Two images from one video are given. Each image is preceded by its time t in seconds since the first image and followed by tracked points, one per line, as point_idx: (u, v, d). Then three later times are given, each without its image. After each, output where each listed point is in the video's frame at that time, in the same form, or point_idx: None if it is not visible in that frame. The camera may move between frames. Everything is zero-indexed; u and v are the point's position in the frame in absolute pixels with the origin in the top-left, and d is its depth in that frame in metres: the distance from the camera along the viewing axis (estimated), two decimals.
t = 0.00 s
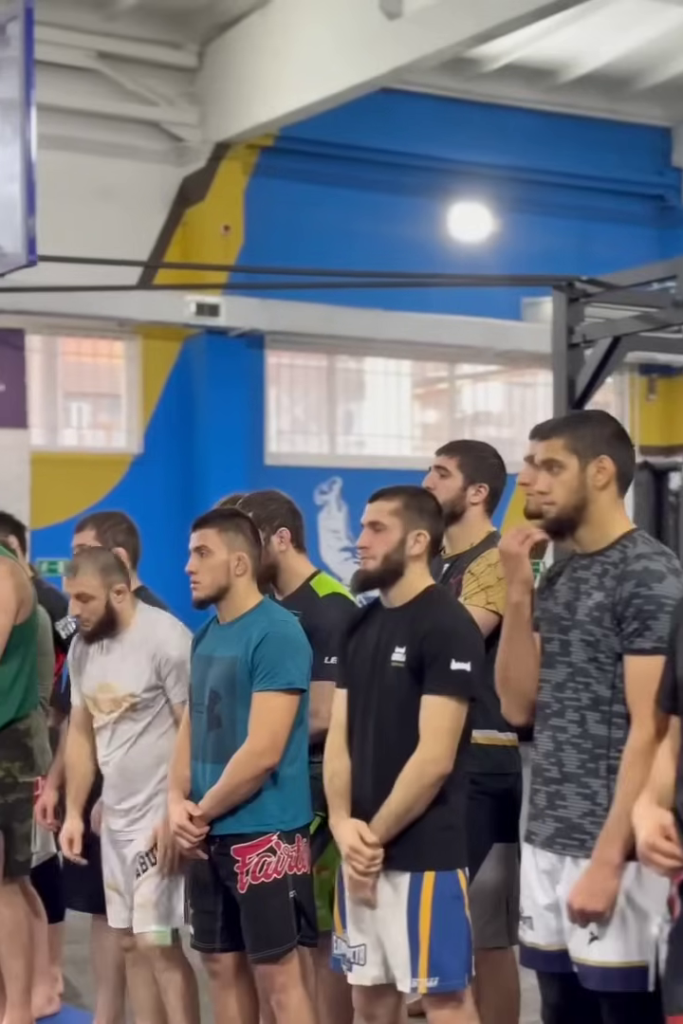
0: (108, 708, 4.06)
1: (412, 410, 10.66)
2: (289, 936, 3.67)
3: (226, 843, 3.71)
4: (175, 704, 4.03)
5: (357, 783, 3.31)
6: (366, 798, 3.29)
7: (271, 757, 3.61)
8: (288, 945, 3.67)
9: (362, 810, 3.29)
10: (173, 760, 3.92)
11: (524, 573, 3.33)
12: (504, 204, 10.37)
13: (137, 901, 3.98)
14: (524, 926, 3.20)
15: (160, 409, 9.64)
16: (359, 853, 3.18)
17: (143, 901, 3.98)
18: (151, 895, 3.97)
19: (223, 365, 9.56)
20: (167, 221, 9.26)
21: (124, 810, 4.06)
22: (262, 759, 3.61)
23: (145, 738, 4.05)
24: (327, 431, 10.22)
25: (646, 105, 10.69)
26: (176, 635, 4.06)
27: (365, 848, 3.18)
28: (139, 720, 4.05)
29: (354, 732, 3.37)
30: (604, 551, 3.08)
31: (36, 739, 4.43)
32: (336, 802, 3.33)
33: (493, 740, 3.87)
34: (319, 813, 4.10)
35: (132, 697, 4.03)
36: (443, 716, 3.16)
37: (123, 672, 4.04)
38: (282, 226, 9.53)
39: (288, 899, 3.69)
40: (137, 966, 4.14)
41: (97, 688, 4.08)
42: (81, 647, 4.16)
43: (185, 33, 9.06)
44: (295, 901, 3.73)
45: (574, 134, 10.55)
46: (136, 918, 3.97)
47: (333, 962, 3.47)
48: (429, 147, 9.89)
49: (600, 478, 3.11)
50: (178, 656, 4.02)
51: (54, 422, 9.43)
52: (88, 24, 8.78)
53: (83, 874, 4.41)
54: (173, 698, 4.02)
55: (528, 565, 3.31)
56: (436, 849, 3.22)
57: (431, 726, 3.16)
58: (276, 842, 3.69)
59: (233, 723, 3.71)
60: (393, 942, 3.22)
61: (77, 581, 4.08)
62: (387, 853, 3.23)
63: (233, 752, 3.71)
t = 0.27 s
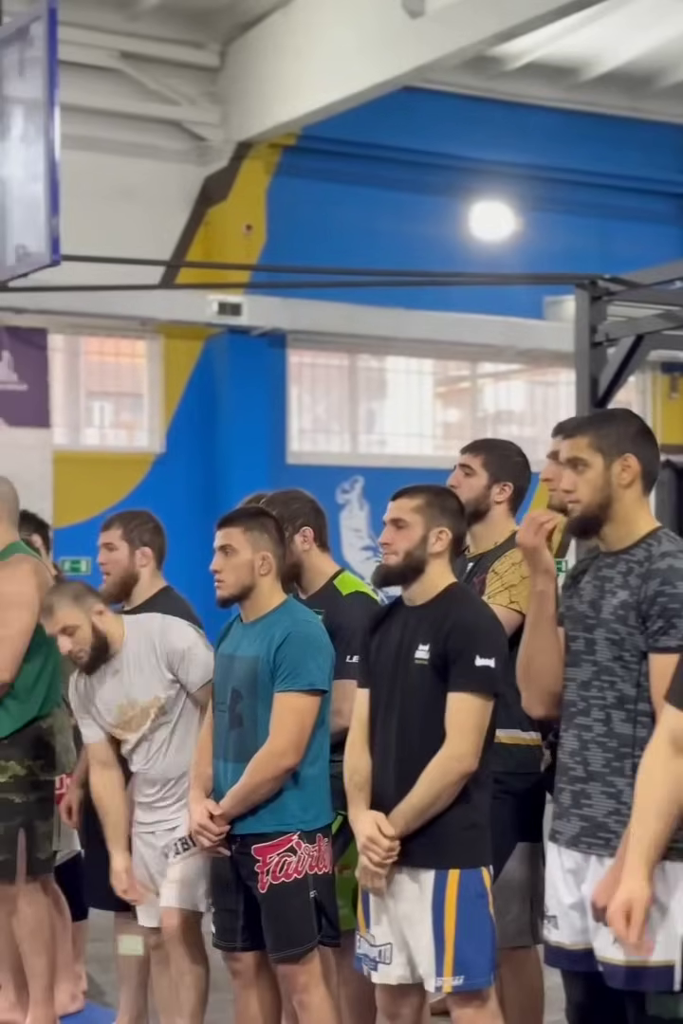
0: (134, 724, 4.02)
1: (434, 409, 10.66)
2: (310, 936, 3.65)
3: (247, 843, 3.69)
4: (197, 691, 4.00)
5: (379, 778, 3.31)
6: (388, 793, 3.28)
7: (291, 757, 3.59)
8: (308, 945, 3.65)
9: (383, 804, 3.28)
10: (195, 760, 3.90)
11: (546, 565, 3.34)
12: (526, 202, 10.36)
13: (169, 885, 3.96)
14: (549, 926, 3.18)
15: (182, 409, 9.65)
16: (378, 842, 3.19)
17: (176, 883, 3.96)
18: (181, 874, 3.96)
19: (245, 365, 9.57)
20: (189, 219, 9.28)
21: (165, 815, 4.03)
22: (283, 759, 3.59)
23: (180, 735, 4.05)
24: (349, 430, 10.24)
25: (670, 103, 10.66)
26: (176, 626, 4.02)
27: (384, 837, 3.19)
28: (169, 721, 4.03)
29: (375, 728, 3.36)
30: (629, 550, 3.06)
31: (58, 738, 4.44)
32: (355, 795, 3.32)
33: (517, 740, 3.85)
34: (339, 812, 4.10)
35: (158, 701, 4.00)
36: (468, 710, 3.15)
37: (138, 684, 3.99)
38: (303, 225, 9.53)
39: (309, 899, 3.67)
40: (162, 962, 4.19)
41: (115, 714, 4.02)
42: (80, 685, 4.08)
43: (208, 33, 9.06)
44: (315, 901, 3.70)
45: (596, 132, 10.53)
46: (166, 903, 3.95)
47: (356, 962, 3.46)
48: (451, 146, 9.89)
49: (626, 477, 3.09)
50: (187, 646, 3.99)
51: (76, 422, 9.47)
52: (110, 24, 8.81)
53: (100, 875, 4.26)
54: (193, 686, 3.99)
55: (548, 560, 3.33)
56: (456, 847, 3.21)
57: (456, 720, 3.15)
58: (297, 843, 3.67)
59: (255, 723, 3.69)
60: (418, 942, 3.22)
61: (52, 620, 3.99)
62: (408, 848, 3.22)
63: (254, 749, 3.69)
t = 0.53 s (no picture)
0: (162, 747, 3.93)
1: (461, 407, 10.65)
2: (330, 937, 3.53)
3: (269, 842, 3.58)
4: (206, 695, 3.88)
5: (405, 777, 3.30)
6: (413, 793, 3.27)
7: (316, 757, 3.49)
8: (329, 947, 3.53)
9: (408, 802, 3.27)
10: (221, 758, 3.81)
11: (589, 564, 3.27)
12: (554, 200, 10.34)
13: (214, 883, 3.85)
14: (581, 926, 3.17)
15: (210, 408, 9.66)
16: (403, 843, 3.18)
17: (221, 881, 3.86)
18: (226, 874, 3.86)
19: (273, 364, 9.57)
20: (217, 218, 9.30)
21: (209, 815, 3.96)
22: (308, 759, 3.49)
23: (207, 736, 3.95)
24: (376, 428, 10.24)
25: None
26: (163, 642, 3.88)
27: (409, 838, 3.17)
28: (191, 731, 3.93)
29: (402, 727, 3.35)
30: (661, 549, 3.03)
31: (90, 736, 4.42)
32: (383, 798, 3.31)
33: (546, 740, 3.82)
34: (366, 812, 4.09)
35: (177, 716, 3.90)
36: (491, 707, 3.13)
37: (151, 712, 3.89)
38: (330, 223, 9.54)
39: (332, 900, 3.55)
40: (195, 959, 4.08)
41: (141, 749, 3.92)
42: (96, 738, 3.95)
43: (235, 33, 9.06)
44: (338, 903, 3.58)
45: (624, 129, 10.50)
46: (215, 901, 3.84)
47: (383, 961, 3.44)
48: (478, 143, 9.87)
49: (658, 475, 3.07)
50: (183, 661, 3.86)
51: (105, 421, 9.50)
52: (138, 24, 8.82)
53: (128, 872, 4.28)
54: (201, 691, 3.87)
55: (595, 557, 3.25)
56: (473, 850, 3.18)
57: (479, 717, 3.13)
58: (319, 843, 3.56)
59: (280, 721, 3.60)
60: (443, 941, 3.19)
61: (45, 697, 3.82)
62: (432, 847, 3.21)
63: (280, 749, 3.61)
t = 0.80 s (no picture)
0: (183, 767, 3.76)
1: (484, 407, 10.64)
2: (351, 936, 3.40)
3: (290, 842, 3.44)
4: (218, 710, 3.70)
5: (420, 776, 3.26)
6: (428, 792, 3.23)
7: (339, 758, 3.36)
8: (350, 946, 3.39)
9: (422, 800, 3.23)
10: (242, 755, 3.65)
11: (619, 568, 3.19)
12: (577, 199, 10.32)
13: (238, 882, 3.76)
14: (606, 925, 3.16)
15: (233, 408, 9.69)
16: (416, 841, 3.13)
17: (246, 878, 3.76)
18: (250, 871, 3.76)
19: (295, 364, 9.58)
20: (241, 218, 9.32)
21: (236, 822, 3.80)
22: (330, 760, 3.36)
23: (226, 749, 3.77)
24: (400, 428, 10.24)
25: None
26: (165, 664, 3.69)
27: (422, 836, 3.13)
28: (209, 747, 3.74)
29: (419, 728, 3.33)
30: None
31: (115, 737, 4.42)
32: (396, 796, 3.28)
33: (567, 738, 3.82)
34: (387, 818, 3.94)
35: (191, 739, 3.71)
36: (509, 707, 3.09)
37: (166, 738, 3.70)
38: (353, 223, 9.54)
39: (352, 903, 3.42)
40: (216, 957, 4.02)
41: (163, 772, 3.76)
42: (116, 767, 3.80)
43: (259, 32, 9.06)
44: (358, 903, 3.45)
45: (648, 128, 10.48)
46: (238, 898, 3.76)
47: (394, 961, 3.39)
48: (501, 143, 9.86)
49: None
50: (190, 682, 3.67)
51: (129, 421, 9.53)
52: (162, 24, 8.83)
53: (156, 871, 4.27)
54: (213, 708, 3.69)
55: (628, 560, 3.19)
56: (490, 847, 3.13)
57: (496, 718, 3.09)
58: (340, 843, 3.43)
59: (302, 720, 3.47)
60: (454, 940, 3.15)
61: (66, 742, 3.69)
62: (445, 846, 3.16)
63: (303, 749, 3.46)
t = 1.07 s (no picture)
0: (203, 767, 3.75)
1: (504, 407, 10.63)
2: (372, 936, 3.40)
3: (309, 842, 3.44)
4: (239, 707, 3.70)
5: (433, 775, 3.25)
6: (440, 791, 3.22)
7: (359, 759, 3.36)
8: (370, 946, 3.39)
9: (435, 799, 3.21)
10: (263, 755, 3.65)
11: (645, 567, 3.19)
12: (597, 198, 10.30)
13: (259, 879, 3.70)
14: (630, 926, 3.14)
15: (254, 408, 9.69)
16: (426, 839, 3.13)
17: (267, 877, 3.70)
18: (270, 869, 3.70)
19: (316, 364, 9.59)
20: (262, 217, 9.33)
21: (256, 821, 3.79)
22: (350, 761, 3.35)
23: (246, 747, 3.77)
24: (420, 427, 10.24)
25: None
26: (187, 664, 3.69)
27: (432, 833, 3.12)
28: (229, 746, 3.74)
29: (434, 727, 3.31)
30: None
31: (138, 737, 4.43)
32: (408, 794, 3.26)
33: (588, 737, 3.81)
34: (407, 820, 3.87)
35: (210, 739, 3.71)
36: (527, 709, 3.09)
37: (187, 737, 3.71)
38: (374, 223, 9.55)
39: (371, 903, 3.42)
40: (240, 955, 3.99)
41: (183, 772, 3.76)
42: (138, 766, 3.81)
43: (280, 32, 9.06)
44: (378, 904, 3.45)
45: (668, 127, 10.45)
46: (259, 897, 3.69)
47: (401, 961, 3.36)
48: (521, 142, 9.85)
49: None
50: (211, 680, 3.67)
51: (149, 421, 9.53)
52: (184, 24, 8.83)
53: (179, 869, 4.27)
54: (234, 706, 3.69)
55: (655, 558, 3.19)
56: (502, 846, 3.12)
57: (513, 718, 3.09)
58: (360, 843, 3.43)
59: (322, 720, 3.46)
60: (465, 940, 3.13)
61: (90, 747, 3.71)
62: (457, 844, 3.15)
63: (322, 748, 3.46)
